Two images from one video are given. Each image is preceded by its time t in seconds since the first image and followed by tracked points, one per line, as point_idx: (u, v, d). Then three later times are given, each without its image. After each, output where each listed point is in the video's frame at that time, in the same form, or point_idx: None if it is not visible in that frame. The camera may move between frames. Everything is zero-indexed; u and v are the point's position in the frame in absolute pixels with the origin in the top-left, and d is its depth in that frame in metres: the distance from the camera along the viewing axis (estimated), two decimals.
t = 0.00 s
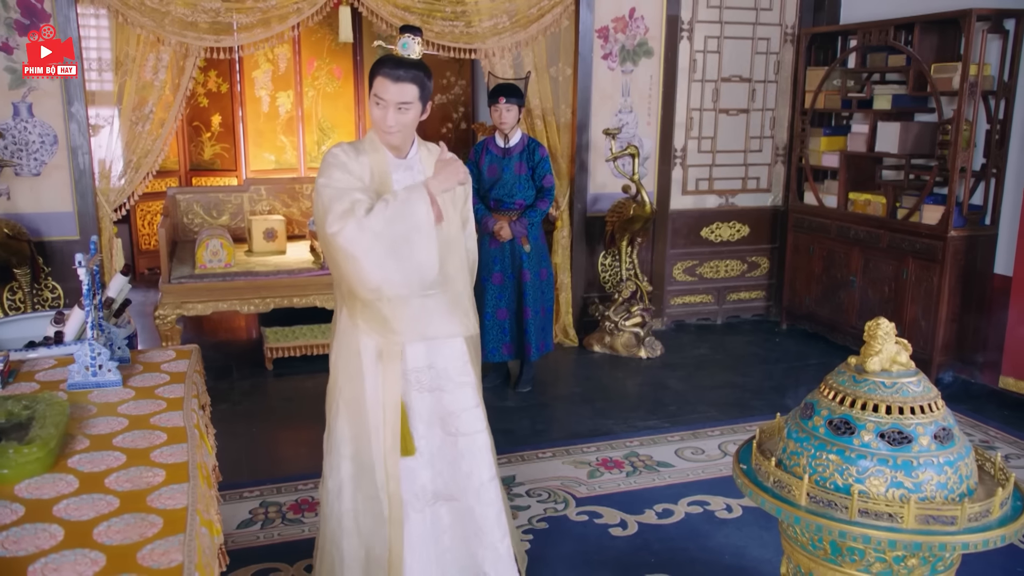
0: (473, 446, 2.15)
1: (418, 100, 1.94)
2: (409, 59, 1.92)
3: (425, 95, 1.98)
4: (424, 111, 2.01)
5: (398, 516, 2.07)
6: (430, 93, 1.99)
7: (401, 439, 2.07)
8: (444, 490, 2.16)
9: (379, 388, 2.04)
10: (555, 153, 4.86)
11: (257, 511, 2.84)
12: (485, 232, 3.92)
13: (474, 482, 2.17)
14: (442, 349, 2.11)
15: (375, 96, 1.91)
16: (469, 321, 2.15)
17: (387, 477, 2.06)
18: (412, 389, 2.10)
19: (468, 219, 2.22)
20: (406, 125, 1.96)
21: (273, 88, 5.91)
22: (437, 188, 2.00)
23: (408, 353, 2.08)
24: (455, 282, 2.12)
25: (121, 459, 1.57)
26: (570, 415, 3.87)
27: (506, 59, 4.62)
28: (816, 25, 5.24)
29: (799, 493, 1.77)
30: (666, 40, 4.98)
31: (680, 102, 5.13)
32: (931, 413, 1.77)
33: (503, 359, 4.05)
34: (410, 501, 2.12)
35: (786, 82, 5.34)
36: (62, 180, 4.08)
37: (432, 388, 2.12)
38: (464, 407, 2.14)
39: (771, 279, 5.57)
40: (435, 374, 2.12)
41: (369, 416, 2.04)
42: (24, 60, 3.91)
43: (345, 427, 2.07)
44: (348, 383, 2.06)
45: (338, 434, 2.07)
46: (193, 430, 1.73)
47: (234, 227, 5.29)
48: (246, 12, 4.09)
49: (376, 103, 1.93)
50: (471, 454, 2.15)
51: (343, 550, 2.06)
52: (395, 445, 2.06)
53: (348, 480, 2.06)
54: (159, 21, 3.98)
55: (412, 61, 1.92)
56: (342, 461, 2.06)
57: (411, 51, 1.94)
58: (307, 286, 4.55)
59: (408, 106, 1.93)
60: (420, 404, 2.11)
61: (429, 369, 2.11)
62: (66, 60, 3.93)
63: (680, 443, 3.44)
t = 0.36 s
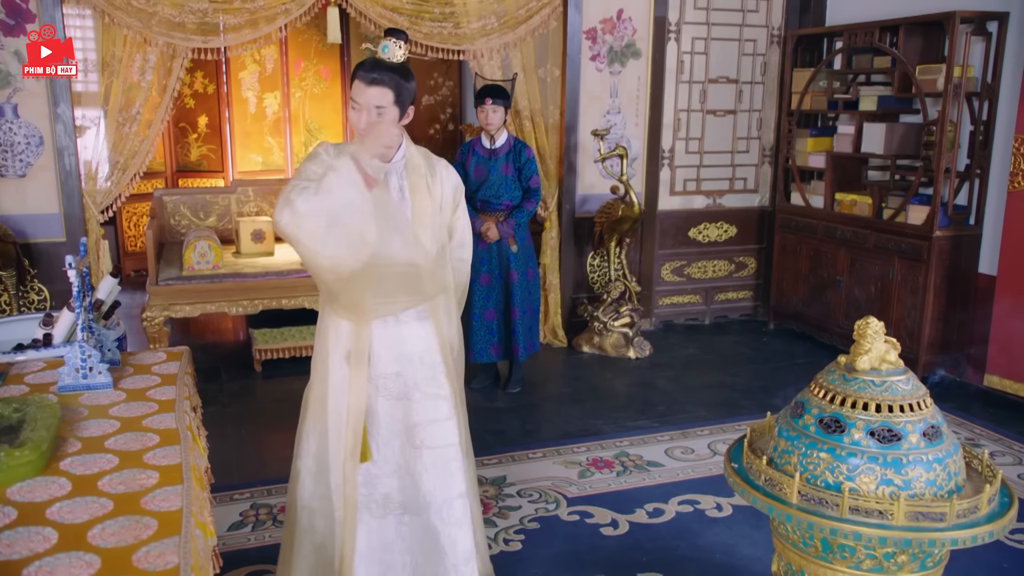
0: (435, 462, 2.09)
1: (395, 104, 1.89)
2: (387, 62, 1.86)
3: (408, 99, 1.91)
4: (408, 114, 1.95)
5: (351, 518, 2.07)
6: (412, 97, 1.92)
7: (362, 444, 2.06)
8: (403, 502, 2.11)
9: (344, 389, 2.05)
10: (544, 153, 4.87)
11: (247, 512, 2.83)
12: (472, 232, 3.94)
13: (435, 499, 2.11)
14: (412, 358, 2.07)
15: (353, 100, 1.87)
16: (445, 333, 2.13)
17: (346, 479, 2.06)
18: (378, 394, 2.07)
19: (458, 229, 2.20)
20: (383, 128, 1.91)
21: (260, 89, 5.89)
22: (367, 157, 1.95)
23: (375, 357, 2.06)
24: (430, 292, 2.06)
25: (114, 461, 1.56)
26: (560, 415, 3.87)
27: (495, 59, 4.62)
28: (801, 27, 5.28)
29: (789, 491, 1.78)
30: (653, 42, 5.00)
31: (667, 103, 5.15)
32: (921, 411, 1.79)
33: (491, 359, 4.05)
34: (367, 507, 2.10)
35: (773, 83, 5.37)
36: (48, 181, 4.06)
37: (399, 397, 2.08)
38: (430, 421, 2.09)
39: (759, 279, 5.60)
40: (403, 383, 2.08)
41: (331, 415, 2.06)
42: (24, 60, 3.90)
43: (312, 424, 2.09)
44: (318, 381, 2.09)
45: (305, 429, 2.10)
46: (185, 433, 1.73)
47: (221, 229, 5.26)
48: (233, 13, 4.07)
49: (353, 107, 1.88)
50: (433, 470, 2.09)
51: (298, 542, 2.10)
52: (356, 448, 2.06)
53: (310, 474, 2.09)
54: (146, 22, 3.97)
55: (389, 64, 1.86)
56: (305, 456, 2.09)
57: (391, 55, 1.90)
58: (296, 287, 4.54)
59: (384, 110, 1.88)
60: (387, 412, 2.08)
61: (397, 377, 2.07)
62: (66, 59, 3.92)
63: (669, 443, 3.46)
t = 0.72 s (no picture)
0: (403, 476, 2.03)
1: (378, 106, 1.90)
2: (370, 62, 1.88)
3: (394, 100, 1.91)
4: (394, 115, 1.95)
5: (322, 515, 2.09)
6: (400, 99, 1.93)
7: (335, 446, 2.07)
8: (376, 508, 2.09)
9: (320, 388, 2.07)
10: (534, 154, 4.88)
11: (238, 514, 2.82)
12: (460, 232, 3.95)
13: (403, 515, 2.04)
14: (386, 367, 2.03)
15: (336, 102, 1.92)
16: (428, 345, 2.03)
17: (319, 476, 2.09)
18: (355, 399, 2.07)
19: (456, 238, 2.06)
20: (365, 129, 1.92)
21: (249, 89, 5.87)
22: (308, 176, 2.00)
23: (354, 360, 2.06)
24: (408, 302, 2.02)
25: (105, 463, 1.56)
26: (551, 415, 3.88)
27: (485, 60, 4.63)
28: (790, 28, 5.31)
29: (780, 490, 1.79)
30: (643, 43, 5.02)
31: (657, 104, 5.17)
32: (910, 409, 1.80)
33: (481, 360, 4.06)
34: (338, 506, 2.12)
35: (762, 84, 5.40)
36: (35, 183, 4.04)
37: (375, 403, 2.06)
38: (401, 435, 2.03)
39: (748, 279, 5.63)
40: (379, 391, 2.05)
41: (307, 413, 2.08)
42: (25, 60, 3.89)
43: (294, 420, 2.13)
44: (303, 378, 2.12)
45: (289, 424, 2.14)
46: (177, 434, 1.72)
47: (210, 230, 5.23)
48: (222, 13, 4.06)
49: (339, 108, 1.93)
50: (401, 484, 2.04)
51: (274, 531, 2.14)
52: (329, 448, 2.07)
53: (289, 469, 2.12)
54: (134, 23, 3.95)
55: (372, 65, 1.87)
56: (286, 449, 2.14)
57: (381, 54, 1.89)
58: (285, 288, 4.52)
59: (365, 110, 1.89)
60: (362, 416, 2.07)
61: (373, 383, 2.05)
62: (67, 60, 3.91)
63: (660, 443, 3.47)
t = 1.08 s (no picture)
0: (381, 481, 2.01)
1: (375, 97, 1.86)
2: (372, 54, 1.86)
3: (395, 92, 1.88)
4: (395, 108, 1.90)
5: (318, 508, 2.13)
6: (400, 91, 1.89)
7: (335, 442, 2.09)
8: (362, 510, 2.08)
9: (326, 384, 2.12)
10: (526, 154, 4.88)
11: (230, 515, 2.82)
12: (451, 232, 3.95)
13: (380, 522, 2.03)
14: (374, 370, 2.02)
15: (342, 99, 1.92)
16: (412, 351, 2.00)
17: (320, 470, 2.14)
18: (349, 399, 2.08)
19: (450, 245, 1.94)
20: (365, 121, 1.89)
21: (240, 89, 5.85)
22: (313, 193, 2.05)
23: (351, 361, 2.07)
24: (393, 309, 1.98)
25: (95, 465, 1.55)
26: (543, 415, 3.88)
27: (476, 60, 4.63)
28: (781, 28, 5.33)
29: (770, 489, 1.80)
30: (634, 43, 5.02)
31: (648, 104, 5.17)
32: (900, 408, 1.81)
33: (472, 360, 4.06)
34: (332, 504, 2.13)
35: (753, 84, 5.41)
36: (25, 183, 4.02)
37: (365, 405, 2.05)
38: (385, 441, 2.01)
39: (740, 279, 5.64)
40: (368, 393, 2.04)
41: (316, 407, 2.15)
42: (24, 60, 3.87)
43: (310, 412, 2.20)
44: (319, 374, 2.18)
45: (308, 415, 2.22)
46: (167, 435, 1.71)
47: (201, 231, 5.21)
48: (213, 13, 4.04)
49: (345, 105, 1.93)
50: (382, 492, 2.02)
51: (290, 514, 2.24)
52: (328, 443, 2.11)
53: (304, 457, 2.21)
54: (124, 23, 3.93)
55: (377, 56, 1.85)
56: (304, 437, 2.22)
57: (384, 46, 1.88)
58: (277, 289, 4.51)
59: (364, 102, 1.86)
60: (355, 417, 2.07)
61: (363, 385, 2.05)
62: (65, 59, 3.90)
63: (652, 442, 3.47)
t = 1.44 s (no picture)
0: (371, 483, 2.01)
1: (387, 91, 1.87)
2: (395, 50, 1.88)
3: (408, 87, 1.87)
4: (409, 105, 1.90)
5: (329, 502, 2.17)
6: (413, 88, 1.88)
7: (346, 441, 2.10)
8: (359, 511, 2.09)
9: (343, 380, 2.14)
10: (519, 154, 4.88)
11: (223, 516, 2.81)
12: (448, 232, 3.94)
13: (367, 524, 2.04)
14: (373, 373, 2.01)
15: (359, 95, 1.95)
16: (404, 354, 1.99)
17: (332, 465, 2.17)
18: (356, 398, 2.08)
19: (441, 249, 1.90)
20: (375, 115, 1.90)
21: (233, 90, 5.84)
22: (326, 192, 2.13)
23: (359, 359, 2.08)
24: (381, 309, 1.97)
25: (87, 467, 1.54)
26: (537, 415, 3.88)
27: (470, 60, 4.62)
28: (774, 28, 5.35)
29: (764, 488, 1.80)
30: (628, 44, 5.03)
31: (642, 104, 5.18)
32: (893, 408, 1.82)
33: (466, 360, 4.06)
34: (339, 499, 2.16)
35: (746, 85, 5.42)
36: (17, 184, 4.00)
37: (366, 404, 2.05)
38: (376, 447, 1.99)
39: (733, 279, 5.65)
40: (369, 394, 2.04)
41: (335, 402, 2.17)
42: (24, 60, 3.87)
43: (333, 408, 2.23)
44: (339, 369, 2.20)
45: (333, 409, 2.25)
46: (161, 436, 1.71)
47: (194, 231, 5.20)
48: (206, 13, 4.03)
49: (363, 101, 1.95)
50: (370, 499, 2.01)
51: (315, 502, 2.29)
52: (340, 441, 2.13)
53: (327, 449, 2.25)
54: (117, 23, 3.92)
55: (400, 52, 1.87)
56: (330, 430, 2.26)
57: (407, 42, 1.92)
58: (270, 289, 4.51)
59: (375, 95, 1.87)
60: (360, 416, 2.07)
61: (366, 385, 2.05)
62: (66, 59, 3.90)
63: (646, 443, 3.48)
